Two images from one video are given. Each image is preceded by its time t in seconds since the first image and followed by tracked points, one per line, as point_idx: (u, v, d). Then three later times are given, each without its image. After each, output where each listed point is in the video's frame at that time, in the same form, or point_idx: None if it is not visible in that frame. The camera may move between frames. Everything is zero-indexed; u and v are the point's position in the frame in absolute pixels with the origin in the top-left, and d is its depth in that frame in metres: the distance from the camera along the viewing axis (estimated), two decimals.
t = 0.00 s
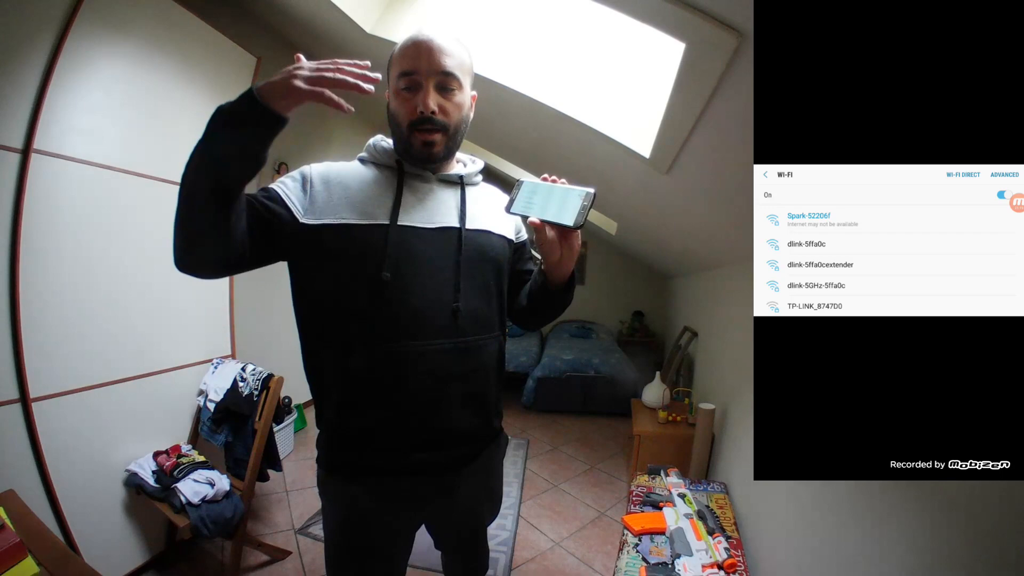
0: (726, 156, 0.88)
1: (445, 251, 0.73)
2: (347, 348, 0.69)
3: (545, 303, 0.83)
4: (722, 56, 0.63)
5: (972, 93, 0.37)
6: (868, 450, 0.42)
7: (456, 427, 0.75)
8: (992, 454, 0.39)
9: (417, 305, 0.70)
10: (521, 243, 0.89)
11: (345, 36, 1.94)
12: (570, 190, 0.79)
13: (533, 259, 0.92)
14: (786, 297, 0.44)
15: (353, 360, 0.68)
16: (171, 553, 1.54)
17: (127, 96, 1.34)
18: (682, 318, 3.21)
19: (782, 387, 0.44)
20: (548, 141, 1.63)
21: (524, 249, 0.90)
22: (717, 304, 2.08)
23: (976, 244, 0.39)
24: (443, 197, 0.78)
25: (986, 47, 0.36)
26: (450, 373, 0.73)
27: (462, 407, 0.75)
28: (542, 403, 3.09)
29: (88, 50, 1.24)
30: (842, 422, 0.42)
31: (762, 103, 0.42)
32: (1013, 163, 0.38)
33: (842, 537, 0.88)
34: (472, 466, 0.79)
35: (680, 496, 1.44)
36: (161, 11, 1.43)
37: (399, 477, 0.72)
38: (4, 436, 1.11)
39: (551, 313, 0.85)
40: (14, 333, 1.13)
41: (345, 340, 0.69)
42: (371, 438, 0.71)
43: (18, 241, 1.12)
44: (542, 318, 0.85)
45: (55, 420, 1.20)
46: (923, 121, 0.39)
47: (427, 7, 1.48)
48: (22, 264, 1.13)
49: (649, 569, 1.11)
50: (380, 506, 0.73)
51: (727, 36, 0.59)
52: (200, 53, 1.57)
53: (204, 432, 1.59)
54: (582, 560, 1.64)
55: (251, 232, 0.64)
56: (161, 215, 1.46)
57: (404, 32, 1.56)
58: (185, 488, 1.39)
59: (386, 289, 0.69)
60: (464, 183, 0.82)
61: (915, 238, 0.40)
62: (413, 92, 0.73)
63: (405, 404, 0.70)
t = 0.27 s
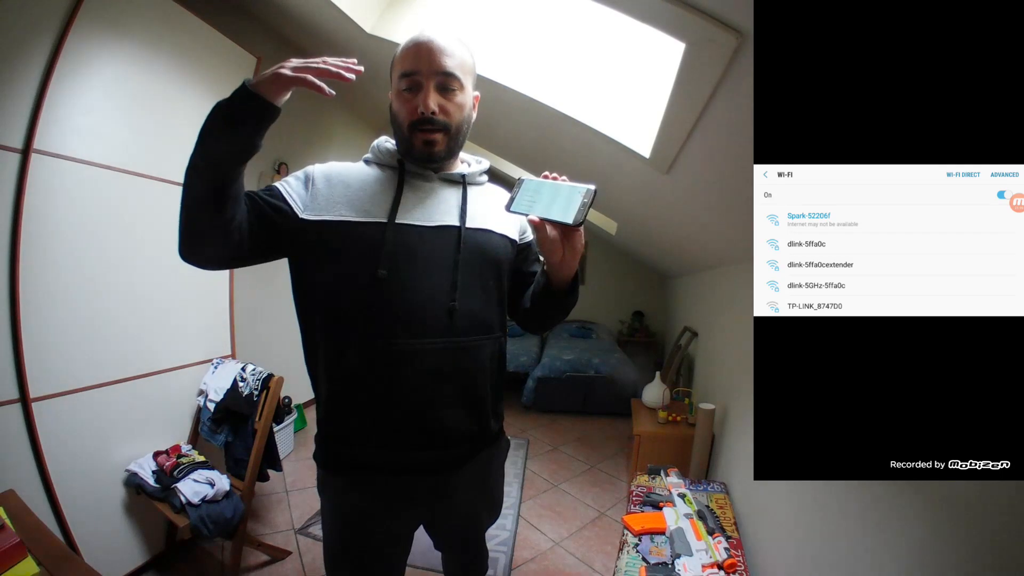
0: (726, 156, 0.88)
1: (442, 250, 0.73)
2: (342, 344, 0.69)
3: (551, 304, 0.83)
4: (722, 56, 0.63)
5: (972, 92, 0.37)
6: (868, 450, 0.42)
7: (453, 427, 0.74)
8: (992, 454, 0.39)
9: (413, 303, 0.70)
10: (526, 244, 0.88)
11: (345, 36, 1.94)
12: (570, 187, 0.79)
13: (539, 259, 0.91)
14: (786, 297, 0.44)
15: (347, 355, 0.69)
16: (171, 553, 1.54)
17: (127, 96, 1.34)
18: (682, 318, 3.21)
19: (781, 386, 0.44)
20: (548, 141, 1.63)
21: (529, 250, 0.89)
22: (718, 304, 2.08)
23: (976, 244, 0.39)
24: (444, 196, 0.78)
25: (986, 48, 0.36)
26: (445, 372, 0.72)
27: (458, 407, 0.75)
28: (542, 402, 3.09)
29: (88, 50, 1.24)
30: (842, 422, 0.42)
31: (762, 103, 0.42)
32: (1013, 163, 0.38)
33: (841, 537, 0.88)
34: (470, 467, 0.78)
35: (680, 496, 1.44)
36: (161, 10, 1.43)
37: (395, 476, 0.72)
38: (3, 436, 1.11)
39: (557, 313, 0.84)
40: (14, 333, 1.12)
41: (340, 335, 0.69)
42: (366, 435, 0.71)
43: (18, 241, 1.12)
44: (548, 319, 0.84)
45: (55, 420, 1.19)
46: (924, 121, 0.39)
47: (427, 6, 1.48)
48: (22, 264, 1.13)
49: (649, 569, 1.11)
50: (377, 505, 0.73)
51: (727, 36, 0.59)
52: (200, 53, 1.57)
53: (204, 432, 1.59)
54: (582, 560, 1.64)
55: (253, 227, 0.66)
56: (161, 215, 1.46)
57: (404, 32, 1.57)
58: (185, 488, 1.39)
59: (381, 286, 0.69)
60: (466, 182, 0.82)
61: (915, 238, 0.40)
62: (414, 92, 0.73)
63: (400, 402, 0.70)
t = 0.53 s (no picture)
0: (726, 156, 0.88)
1: (442, 250, 0.73)
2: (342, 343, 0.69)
3: (552, 305, 0.83)
4: (722, 55, 0.63)
5: (972, 92, 0.37)
6: (868, 450, 0.42)
7: (452, 427, 0.74)
8: (992, 454, 0.39)
9: (412, 303, 0.70)
10: (528, 245, 0.88)
11: (345, 36, 1.94)
12: (569, 187, 0.79)
13: (540, 259, 0.91)
14: (786, 297, 0.44)
15: (346, 354, 0.69)
16: (171, 553, 1.54)
17: (127, 96, 1.34)
18: (682, 318, 3.21)
19: (781, 387, 0.44)
20: (549, 141, 1.63)
21: (530, 250, 0.89)
22: (718, 304, 2.08)
23: (976, 244, 0.39)
24: (444, 197, 0.78)
25: (985, 48, 0.36)
26: (444, 373, 0.72)
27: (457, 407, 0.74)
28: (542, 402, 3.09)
29: (88, 50, 1.24)
30: (842, 422, 0.42)
31: (762, 103, 0.42)
32: (1013, 163, 0.38)
33: (841, 537, 0.88)
34: (470, 468, 0.78)
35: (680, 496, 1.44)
36: (161, 10, 1.43)
37: (394, 476, 0.72)
38: (4, 436, 1.11)
39: (557, 313, 0.84)
40: (14, 333, 1.13)
41: (340, 335, 0.69)
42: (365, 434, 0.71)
43: (18, 241, 1.12)
44: (549, 319, 0.84)
45: (55, 420, 1.19)
46: (924, 121, 0.39)
47: (427, 6, 1.48)
48: (22, 264, 1.13)
49: (649, 569, 1.11)
50: (376, 505, 0.73)
51: (727, 36, 0.59)
52: (199, 53, 1.56)
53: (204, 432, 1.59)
54: (582, 560, 1.64)
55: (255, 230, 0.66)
56: (161, 215, 1.46)
57: (404, 32, 1.57)
58: (185, 488, 1.39)
59: (380, 287, 0.69)
60: (467, 182, 0.82)
61: (915, 238, 0.40)
62: (413, 94, 0.73)
63: (399, 402, 0.70)
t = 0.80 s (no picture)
0: (726, 156, 0.88)
1: (442, 249, 0.73)
2: (343, 343, 0.69)
3: (552, 305, 0.83)
4: (722, 56, 0.63)
5: (973, 92, 0.37)
6: (868, 450, 0.42)
7: (452, 427, 0.74)
8: (993, 454, 0.39)
9: (412, 303, 0.70)
10: (529, 245, 0.89)
11: (345, 36, 1.94)
12: (570, 188, 0.79)
13: (541, 259, 0.91)
14: (786, 297, 0.44)
15: (348, 354, 0.69)
16: (171, 553, 1.54)
17: (126, 96, 1.34)
18: (682, 318, 3.21)
19: (782, 386, 0.44)
20: (548, 140, 1.63)
21: (531, 250, 0.89)
22: (718, 304, 2.08)
23: (976, 244, 0.39)
24: (445, 197, 0.78)
25: (986, 48, 0.36)
26: (444, 372, 0.72)
27: (457, 407, 0.74)
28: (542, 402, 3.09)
29: (88, 50, 1.24)
30: (842, 422, 0.42)
31: (762, 103, 0.42)
32: (1013, 163, 0.38)
33: (841, 537, 0.88)
34: (470, 467, 0.78)
35: (680, 496, 1.44)
36: (161, 10, 1.43)
37: (394, 476, 0.72)
38: (4, 436, 1.11)
39: (558, 313, 0.84)
40: (14, 333, 1.13)
41: (340, 334, 0.69)
42: (366, 434, 0.71)
43: (18, 241, 1.12)
44: (550, 319, 0.84)
45: (55, 420, 1.19)
46: (925, 121, 0.39)
47: (427, 6, 1.48)
48: (22, 264, 1.13)
49: (649, 569, 1.11)
50: (376, 505, 0.73)
51: (727, 36, 0.59)
52: (199, 52, 1.56)
53: (204, 432, 1.59)
54: (582, 560, 1.64)
55: (256, 230, 0.66)
56: (161, 215, 1.46)
57: (404, 32, 1.57)
58: (185, 488, 1.39)
59: (382, 287, 0.69)
60: (467, 183, 0.82)
61: (915, 238, 0.40)
62: (414, 95, 0.73)
63: (398, 402, 0.70)
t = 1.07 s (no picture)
0: (726, 156, 0.88)
1: (443, 250, 0.73)
2: (344, 343, 0.69)
3: (551, 305, 0.83)
4: (722, 56, 0.63)
5: (973, 92, 0.37)
6: (868, 451, 0.42)
7: (452, 427, 0.74)
8: (992, 454, 0.39)
9: (413, 303, 0.70)
10: (529, 247, 0.89)
11: (346, 36, 1.94)
12: (570, 188, 0.79)
13: (541, 261, 0.91)
14: (786, 297, 0.44)
15: (349, 354, 0.69)
16: (171, 553, 1.54)
17: (126, 96, 1.34)
18: (682, 318, 3.21)
19: (781, 386, 0.44)
20: (548, 140, 1.63)
21: (531, 252, 0.89)
22: (717, 304, 2.08)
23: (976, 244, 0.39)
24: (446, 198, 0.78)
25: (986, 48, 0.36)
26: (445, 373, 0.72)
27: (457, 407, 0.74)
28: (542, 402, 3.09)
29: (88, 50, 1.24)
30: (842, 422, 0.42)
31: (762, 103, 0.42)
32: (1013, 163, 0.38)
33: (842, 538, 0.88)
34: (470, 467, 0.78)
35: (680, 496, 1.44)
36: (161, 10, 1.43)
37: (395, 476, 0.72)
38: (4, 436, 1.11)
39: (558, 314, 0.84)
40: (14, 333, 1.13)
41: (341, 333, 0.69)
42: (367, 434, 0.71)
43: (18, 241, 1.12)
44: (550, 320, 0.84)
45: (55, 420, 1.20)
46: (925, 122, 0.39)
47: (428, 6, 1.48)
48: (22, 264, 1.13)
49: (649, 569, 1.11)
50: (377, 505, 0.73)
51: (727, 37, 0.59)
52: (200, 52, 1.56)
53: (204, 432, 1.59)
54: (582, 560, 1.64)
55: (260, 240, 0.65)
56: (161, 215, 1.46)
57: (404, 32, 1.57)
58: (185, 488, 1.39)
59: (384, 287, 0.69)
60: (468, 184, 0.82)
61: (915, 238, 0.40)
62: (418, 94, 0.73)
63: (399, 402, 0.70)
